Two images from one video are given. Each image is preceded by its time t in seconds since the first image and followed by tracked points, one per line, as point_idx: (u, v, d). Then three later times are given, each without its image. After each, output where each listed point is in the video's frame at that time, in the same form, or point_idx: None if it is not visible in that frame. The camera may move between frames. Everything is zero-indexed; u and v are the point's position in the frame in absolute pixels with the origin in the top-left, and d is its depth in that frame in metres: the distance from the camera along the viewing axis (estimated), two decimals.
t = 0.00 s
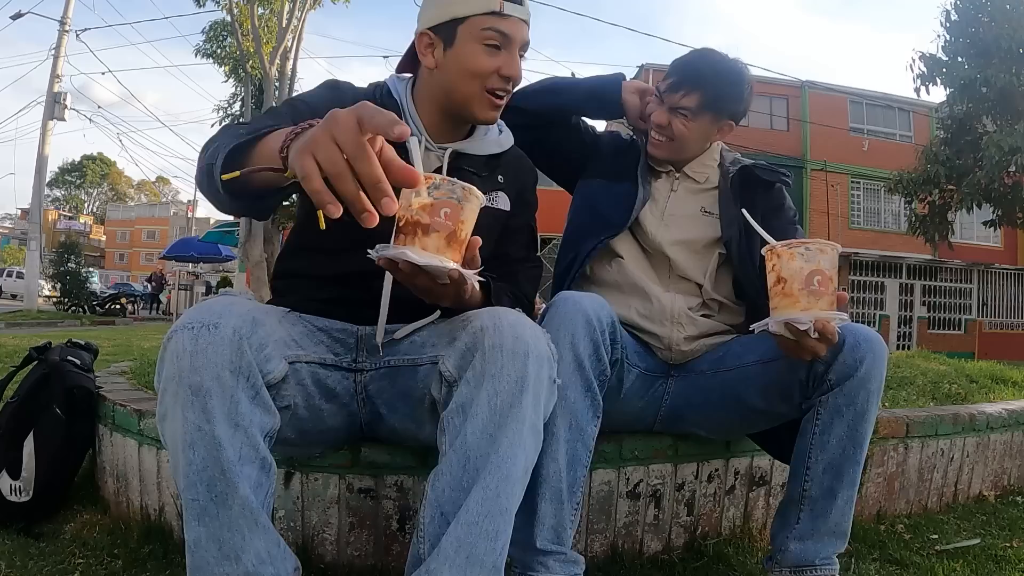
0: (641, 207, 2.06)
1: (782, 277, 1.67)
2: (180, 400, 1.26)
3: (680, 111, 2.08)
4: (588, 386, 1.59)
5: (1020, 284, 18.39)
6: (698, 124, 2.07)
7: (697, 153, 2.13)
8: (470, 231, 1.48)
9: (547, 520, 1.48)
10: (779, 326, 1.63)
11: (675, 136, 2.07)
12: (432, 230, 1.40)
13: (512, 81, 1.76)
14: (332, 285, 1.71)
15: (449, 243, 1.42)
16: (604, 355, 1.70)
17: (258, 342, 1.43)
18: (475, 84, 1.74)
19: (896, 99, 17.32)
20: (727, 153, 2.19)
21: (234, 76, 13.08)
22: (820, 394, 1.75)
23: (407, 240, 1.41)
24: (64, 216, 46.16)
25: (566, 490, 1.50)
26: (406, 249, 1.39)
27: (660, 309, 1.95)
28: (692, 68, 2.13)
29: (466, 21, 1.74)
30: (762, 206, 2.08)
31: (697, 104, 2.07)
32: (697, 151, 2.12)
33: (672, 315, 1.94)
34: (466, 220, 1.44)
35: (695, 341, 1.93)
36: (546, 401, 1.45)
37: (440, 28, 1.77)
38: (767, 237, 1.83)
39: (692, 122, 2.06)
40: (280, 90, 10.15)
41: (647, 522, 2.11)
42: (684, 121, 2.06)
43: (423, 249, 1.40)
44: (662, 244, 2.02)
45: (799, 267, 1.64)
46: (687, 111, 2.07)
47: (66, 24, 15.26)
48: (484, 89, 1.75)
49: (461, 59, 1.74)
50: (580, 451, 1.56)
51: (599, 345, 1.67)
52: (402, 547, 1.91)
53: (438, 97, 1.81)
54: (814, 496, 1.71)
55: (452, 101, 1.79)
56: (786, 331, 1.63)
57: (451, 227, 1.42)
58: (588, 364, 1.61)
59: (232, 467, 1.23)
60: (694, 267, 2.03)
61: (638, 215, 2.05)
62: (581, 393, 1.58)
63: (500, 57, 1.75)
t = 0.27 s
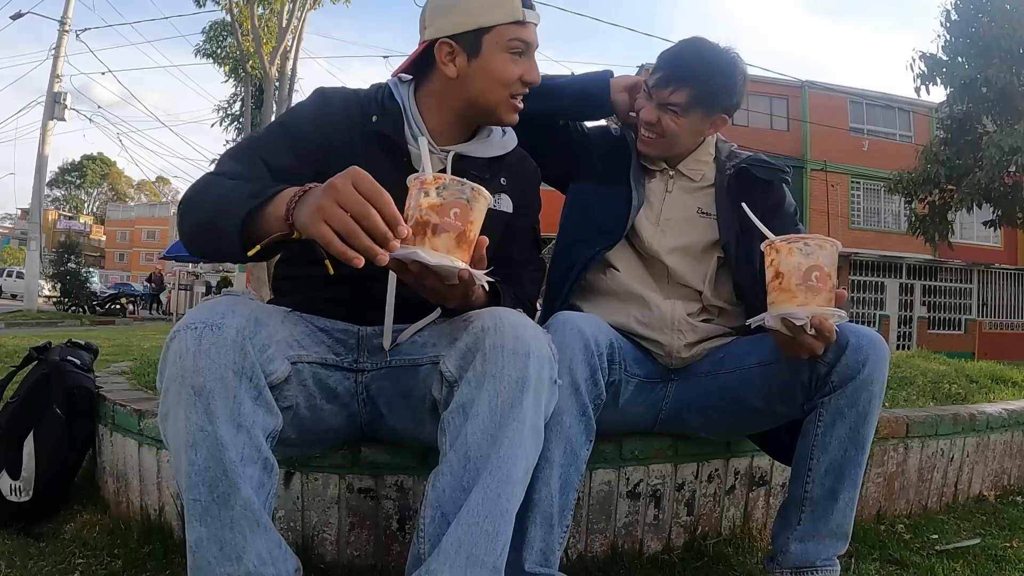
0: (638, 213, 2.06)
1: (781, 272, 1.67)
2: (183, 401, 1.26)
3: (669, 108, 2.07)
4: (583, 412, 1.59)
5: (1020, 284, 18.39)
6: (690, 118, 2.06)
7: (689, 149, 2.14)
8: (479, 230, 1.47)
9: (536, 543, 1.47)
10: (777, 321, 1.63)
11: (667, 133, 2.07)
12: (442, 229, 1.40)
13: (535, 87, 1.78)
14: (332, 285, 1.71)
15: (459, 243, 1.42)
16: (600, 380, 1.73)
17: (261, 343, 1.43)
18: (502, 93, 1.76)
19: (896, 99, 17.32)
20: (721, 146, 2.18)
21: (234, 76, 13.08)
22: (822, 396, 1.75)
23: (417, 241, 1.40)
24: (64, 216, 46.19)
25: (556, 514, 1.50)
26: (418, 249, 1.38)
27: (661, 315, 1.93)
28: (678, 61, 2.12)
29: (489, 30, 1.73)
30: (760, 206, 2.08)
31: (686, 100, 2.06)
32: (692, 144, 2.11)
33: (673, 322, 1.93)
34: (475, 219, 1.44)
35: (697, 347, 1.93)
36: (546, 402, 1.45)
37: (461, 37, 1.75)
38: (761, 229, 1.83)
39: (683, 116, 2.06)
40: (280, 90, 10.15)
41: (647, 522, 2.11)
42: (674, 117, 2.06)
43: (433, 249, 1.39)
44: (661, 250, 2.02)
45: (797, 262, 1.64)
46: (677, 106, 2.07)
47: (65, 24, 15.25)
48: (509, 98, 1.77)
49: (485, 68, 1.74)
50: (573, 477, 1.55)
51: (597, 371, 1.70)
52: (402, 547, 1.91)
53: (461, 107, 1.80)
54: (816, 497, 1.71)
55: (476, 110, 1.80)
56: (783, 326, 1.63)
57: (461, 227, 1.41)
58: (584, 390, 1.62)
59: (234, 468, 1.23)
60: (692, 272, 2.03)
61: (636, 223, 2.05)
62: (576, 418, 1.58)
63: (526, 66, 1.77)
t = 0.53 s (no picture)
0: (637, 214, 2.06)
1: (771, 257, 1.66)
2: (181, 400, 1.26)
3: (687, 102, 2.08)
4: (572, 412, 1.61)
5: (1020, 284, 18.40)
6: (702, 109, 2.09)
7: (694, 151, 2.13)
8: (462, 230, 1.48)
9: (526, 543, 1.46)
10: (767, 307, 1.63)
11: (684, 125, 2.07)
12: (423, 231, 1.41)
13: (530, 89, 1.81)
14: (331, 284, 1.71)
15: (441, 244, 1.42)
16: (590, 381, 1.75)
17: (259, 342, 1.43)
18: (500, 95, 1.77)
19: (896, 99, 17.32)
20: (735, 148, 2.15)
21: (234, 76, 13.08)
22: (818, 396, 1.75)
23: (399, 244, 1.42)
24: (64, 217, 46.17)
25: (547, 513, 1.49)
26: (398, 253, 1.40)
27: (658, 316, 1.94)
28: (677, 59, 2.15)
29: (489, 33, 1.74)
30: (766, 209, 2.04)
31: (702, 91, 2.07)
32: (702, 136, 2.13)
33: (671, 323, 1.94)
34: (457, 219, 1.45)
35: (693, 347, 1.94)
36: (541, 401, 1.45)
37: (459, 41, 1.75)
38: (748, 214, 1.84)
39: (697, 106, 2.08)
40: (280, 91, 10.16)
41: (647, 522, 2.11)
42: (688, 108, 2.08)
43: (415, 251, 1.41)
44: (661, 251, 2.03)
45: (788, 249, 1.63)
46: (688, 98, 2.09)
47: (66, 24, 15.25)
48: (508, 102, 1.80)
49: (485, 71, 1.75)
50: (563, 474, 1.55)
51: (586, 373, 1.72)
52: (402, 547, 1.91)
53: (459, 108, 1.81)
54: (812, 498, 1.71)
55: (474, 111, 1.81)
56: (773, 312, 1.63)
57: (442, 227, 1.42)
58: (573, 390, 1.63)
59: (233, 467, 1.23)
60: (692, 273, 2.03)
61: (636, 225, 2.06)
62: (566, 418, 1.59)
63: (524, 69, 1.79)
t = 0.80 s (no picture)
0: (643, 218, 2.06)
1: (776, 265, 1.66)
2: (179, 399, 1.26)
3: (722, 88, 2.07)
4: (570, 410, 1.61)
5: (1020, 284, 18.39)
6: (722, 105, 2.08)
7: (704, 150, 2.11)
8: (448, 238, 1.47)
9: (528, 542, 1.46)
10: (775, 314, 1.64)
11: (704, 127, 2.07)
12: (409, 242, 1.41)
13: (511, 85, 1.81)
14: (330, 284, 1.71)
15: (427, 254, 1.42)
16: (585, 380, 1.75)
17: (258, 342, 1.43)
18: (483, 93, 1.78)
19: (896, 99, 17.33)
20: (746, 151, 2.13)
21: (234, 76, 13.08)
22: (823, 396, 1.75)
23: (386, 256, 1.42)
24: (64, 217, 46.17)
25: (548, 512, 1.49)
26: (384, 266, 1.40)
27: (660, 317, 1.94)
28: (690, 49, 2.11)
29: (473, 31, 1.74)
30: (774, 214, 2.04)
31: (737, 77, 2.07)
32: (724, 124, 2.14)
33: (673, 320, 1.93)
34: (442, 227, 1.44)
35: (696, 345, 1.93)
36: (539, 400, 1.45)
37: (442, 40, 1.75)
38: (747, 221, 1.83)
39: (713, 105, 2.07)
40: (280, 91, 10.16)
41: (647, 522, 2.11)
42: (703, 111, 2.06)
43: (401, 263, 1.41)
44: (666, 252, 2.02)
45: (792, 255, 1.64)
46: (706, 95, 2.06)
47: (66, 24, 15.24)
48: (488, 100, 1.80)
49: (476, 72, 1.76)
50: (562, 473, 1.55)
51: (581, 372, 1.72)
52: (402, 547, 1.91)
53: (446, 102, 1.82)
54: (818, 497, 1.71)
55: (458, 109, 1.82)
56: (782, 318, 1.64)
57: (428, 238, 1.41)
58: (570, 388, 1.63)
59: (231, 466, 1.23)
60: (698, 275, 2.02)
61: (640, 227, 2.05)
62: (564, 417, 1.59)
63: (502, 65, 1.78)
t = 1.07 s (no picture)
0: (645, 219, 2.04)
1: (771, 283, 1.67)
2: (178, 399, 1.26)
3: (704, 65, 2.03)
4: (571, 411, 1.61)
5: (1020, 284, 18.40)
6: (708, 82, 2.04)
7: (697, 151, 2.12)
8: (446, 243, 1.48)
9: (530, 543, 1.46)
10: (772, 332, 1.64)
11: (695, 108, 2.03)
12: (406, 247, 1.41)
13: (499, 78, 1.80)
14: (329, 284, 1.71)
15: (425, 259, 1.43)
16: (587, 381, 1.75)
17: (257, 342, 1.43)
18: (468, 86, 1.77)
19: (896, 99, 17.33)
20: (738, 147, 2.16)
21: (234, 76, 13.07)
22: (826, 399, 1.76)
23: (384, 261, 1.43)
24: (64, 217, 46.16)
25: (549, 513, 1.50)
26: (382, 271, 1.40)
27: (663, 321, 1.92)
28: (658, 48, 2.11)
29: (453, 25, 1.74)
30: (773, 212, 2.05)
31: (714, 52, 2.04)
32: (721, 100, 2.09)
33: (676, 322, 1.90)
34: (440, 232, 1.45)
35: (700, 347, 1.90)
36: (539, 400, 1.46)
37: (423, 35, 1.76)
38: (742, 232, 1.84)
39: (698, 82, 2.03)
40: (280, 91, 10.16)
41: (647, 522, 2.11)
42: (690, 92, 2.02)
43: (399, 268, 1.41)
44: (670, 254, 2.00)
45: (786, 272, 1.65)
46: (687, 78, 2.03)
47: (66, 24, 15.23)
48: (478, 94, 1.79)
49: (448, 60, 1.75)
50: (563, 473, 1.56)
51: (583, 374, 1.72)
52: (402, 547, 1.90)
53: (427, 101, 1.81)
54: (823, 499, 1.70)
55: (443, 106, 1.82)
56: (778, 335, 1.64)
57: (425, 242, 1.42)
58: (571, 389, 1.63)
59: (231, 466, 1.23)
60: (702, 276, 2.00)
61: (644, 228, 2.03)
62: (565, 417, 1.59)
63: (489, 59, 1.78)
